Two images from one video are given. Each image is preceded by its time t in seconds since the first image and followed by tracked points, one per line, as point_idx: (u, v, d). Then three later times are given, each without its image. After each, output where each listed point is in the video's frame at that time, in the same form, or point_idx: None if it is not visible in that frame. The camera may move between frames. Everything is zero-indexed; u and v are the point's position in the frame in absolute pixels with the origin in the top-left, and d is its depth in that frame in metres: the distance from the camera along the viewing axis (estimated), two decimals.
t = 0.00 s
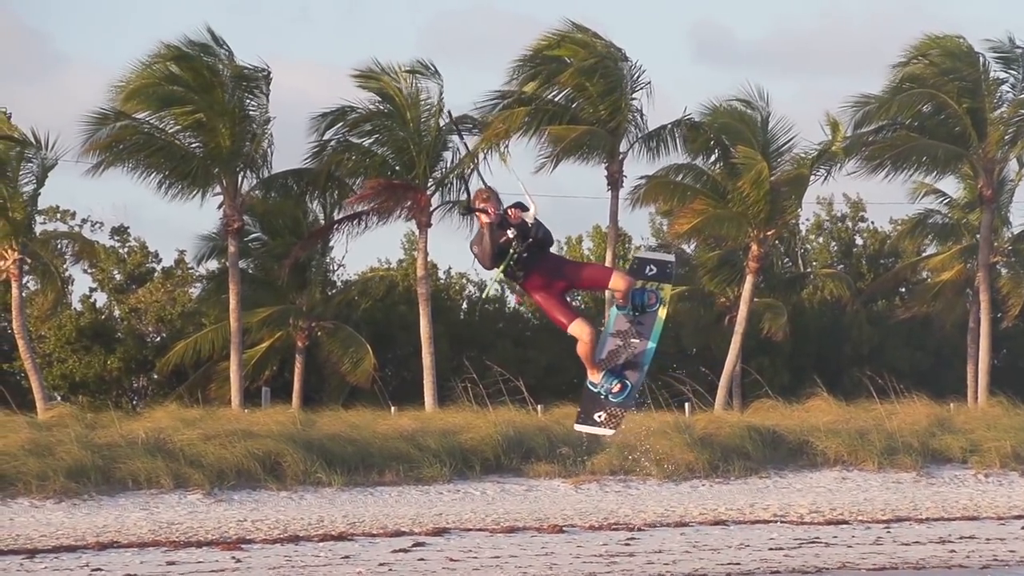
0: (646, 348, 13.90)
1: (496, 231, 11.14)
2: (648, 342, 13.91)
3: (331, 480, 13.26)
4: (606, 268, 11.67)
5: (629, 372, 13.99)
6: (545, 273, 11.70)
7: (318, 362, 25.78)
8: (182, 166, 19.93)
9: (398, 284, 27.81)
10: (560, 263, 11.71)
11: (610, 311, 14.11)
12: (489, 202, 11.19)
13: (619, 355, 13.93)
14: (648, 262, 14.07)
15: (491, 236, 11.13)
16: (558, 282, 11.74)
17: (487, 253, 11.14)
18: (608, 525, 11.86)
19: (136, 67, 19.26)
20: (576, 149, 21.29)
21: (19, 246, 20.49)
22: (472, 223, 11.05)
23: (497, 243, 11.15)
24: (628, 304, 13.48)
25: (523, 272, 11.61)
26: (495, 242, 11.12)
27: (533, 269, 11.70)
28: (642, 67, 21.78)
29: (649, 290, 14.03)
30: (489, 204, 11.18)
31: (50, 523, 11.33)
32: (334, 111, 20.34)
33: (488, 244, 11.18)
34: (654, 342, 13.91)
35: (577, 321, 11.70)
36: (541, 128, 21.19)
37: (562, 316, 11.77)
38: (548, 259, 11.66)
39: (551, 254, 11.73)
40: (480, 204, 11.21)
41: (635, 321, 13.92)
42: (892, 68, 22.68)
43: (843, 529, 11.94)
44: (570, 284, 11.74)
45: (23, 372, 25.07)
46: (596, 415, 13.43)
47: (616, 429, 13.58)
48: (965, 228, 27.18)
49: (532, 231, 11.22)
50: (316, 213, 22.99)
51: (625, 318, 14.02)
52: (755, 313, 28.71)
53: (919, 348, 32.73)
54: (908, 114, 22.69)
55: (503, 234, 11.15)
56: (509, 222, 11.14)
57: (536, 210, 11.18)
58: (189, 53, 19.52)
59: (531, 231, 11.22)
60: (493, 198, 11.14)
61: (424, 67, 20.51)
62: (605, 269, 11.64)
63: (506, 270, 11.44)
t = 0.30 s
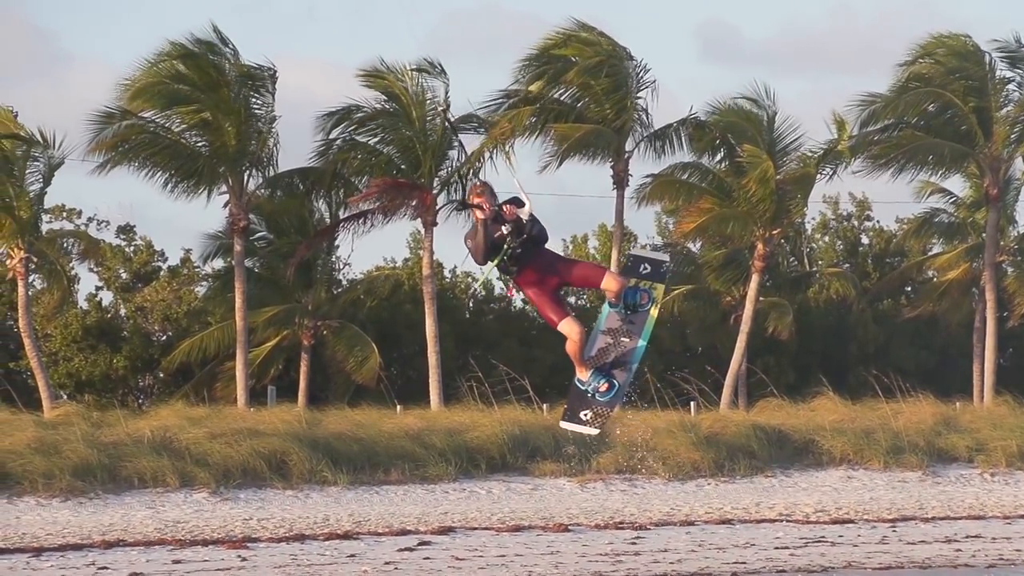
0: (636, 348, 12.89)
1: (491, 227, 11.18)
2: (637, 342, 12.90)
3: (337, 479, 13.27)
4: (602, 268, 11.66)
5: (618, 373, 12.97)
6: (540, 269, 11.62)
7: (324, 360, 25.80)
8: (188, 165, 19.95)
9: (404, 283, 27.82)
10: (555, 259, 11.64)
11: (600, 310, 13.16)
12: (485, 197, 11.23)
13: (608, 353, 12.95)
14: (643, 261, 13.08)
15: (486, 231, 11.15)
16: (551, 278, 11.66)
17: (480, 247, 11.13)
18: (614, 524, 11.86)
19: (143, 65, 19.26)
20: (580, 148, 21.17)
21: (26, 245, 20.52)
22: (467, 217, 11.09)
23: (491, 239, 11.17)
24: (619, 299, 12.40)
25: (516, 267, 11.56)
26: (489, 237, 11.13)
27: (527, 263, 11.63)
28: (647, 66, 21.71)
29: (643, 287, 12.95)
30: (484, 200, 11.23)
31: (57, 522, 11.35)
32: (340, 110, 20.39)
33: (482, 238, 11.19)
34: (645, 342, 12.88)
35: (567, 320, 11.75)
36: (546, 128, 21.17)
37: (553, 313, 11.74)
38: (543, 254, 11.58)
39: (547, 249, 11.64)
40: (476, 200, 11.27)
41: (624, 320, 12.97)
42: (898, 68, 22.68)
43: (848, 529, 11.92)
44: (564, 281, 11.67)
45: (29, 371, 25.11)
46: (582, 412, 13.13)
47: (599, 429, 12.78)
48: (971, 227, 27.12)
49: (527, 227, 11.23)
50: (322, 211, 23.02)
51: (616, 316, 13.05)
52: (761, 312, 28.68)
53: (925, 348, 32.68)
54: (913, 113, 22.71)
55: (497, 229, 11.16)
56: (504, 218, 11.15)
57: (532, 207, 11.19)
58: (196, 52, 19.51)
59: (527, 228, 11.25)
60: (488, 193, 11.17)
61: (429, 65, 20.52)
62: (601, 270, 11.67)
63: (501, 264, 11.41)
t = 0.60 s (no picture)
0: (625, 349, 12.96)
1: (485, 221, 11.21)
2: (628, 343, 12.97)
3: (344, 478, 13.28)
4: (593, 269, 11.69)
5: (605, 373, 13.02)
6: (531, 265, 11.65)
7: (331, 358, 25.79)
8: (196, 163, 19.91)
9: (411, 282, 27.80)
10: (547, 257, 11.69)
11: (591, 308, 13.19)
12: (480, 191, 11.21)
13: (596, 352, 12.99)
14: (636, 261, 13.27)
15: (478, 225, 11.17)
16: (543, 275, 11.68)
17: (472, 241, 11.17)
18: (621, 523, 11.84)
19: (151, 63, 19.30)
20: (588, 145, 21.06)
21: (34, 243, 20.54)
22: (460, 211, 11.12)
23: (484, 233, 11.19)
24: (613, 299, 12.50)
25: (509, 261, 11.62)
26: (482, 232, 11.15)
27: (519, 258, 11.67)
28: (655, 64, 21.71)
29: (637, 288, 13.11)
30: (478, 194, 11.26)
31: (65, 520, 11.36)
32: (348, 108, 20.39)
33: (474, 232, 11.22)
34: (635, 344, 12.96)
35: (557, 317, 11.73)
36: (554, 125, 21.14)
37: (542, 310, 11.78)
38: (535, 251, 11.63)
39: (539, 246, 11.70)
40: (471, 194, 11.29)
41: (615, 320, 13.03)
42: (906, 67, 22.72)
43: (856, 528, 11.89)
44: (555, 279, 11.71)
45: (37, 369, 25.12)
46: (566, 411, 13.18)
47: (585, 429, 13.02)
48: (979, 225, 27.05)
49: (521, 224, 11.29)
50: (330, 210, 23.03)
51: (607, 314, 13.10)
52: (768, 311, 28.62)
53: (933, 347, 32.60)
54: (923, 112, 22.56)
55: (491, 224, 11.21)
56: (498, 214, 11.17)
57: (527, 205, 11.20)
58: (204, 50, 19.55)
59: (521, 225, 11.30)
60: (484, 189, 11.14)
61: (438, 64, 20.52)
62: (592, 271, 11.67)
63: (493, 257, 11.50)
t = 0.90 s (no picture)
0: (616, 350, 12.69)
1: (481, 218, 11.11)
2: (619, 344, 12.68)
3: (352, 477, 13.28)
4: (588, 271, 11.55)
5: (595, 374, 12.75)
6: (527, 262, 11.52)
7: (339, 357, 25.79)
8: (204, 162, 19.95)
9: (419, 281, 27.80)
10: (544, 255, 11.56)
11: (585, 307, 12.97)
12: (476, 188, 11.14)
13: (587, 352, 12.76)
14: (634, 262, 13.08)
15: (474, 222, 11.09)
16: (537, 273, 11.55)
17: (468, 237, 11.06)
18: (629, 522, 11.82)
19: (160, 62, 19.34)
20: (595, 144, 21.07)
21: (42, 242, 20.51)
22: (457, 207, 11.00)
23: (479, 229, 11.11)
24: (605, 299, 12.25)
25: (504, 257, 11.48)
26: (478, 229, 11.05)
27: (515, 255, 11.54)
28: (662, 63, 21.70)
29: (632, 289, 12.87)
30: (475, 190, 11.16)
31: (73, 519, 11.37)
32: (355, 108, 20.40)
33: (470, 228, 11.11)
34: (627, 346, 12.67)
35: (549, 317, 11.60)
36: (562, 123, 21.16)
37: (535, 308, 11.66)
38: (532, 248, 11.50)
39: (536, 243, 11.56)
40: (467, 190, 11.20)
41: (607, 320, 12.78)
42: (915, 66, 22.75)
43: (864, 527, 11.86)
44: (550, 278, 11.57)
45: (46, 368, 25.17)
46: (554, 410, 12.89)
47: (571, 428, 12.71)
48: (987, 224, 26.96)
49: (517, 222, 11.20)
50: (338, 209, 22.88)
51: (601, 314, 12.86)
52: (776, 310, 28.56)
53: (941, 346, 32.52)
54: (931, 112, 22.49)
55: (487, 220, 11.12)
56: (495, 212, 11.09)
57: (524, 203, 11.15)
58: (212, 49, 19.58)
59: (518, 223, 11.23)
60: (481, 185, 11.07)
61: (446, 64, 20.51)
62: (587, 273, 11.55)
63: (488, 253, 11.36)
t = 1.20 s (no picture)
0: (606, 352, 13.07)
1: (477, 216, 11.19)
2: (609, 346, 13.08)
3: (361, 475, 13.28)
4: (582, 274, 11.57)
5: (584, 374, 13.09)
6: (522, 261, 11.62)
7: (348, 355, 25.79)
8: (213, 160, 19.96)
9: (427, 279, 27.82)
10: (540, 254, 11.64)
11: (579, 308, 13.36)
12: (474, 186, 11.21)
13: (578, 352, 13.09)
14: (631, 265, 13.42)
15: (470, 220, 11.19)
16: (531, 271, 11.64)
17: (464, 235, 11.18)
18: (637, 521, 11.80)
19: (169, 60, 19.37)
20: (602, 143, 21.03)
21: (52, 242, 20.50)
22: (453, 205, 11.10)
23: (474, 227, 11.20)
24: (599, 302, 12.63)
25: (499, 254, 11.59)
26: (472, 227, 11.15)
27: (511, 252, 11.62)
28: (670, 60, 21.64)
29: (626, 292, 13.25)
30: (472, 188, 11.22)
31: (83, 517, 11.38)
32: (363, 106, 20.40)
33: (466, 225, 11.22)
34: (617, 348, 13.08)
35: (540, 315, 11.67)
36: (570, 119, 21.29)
37: (527, 306, 11.74)
38: (528, 247, 11.59)
39: (533, 242, 11.64)
40: (464, 187, 11.25)
41: (599, 322, 13.17)
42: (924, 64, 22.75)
43: (873, 526, 11.82)
44: (544, 278, 11.66)
45: (55, 367, 25.21)
46: (542, 409, 13.24)
47: (557, 428, 13.02)
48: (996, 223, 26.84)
49: (514, 221, 11.28)
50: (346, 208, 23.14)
51: (595, 316, 13.26)
52: (785, 308, 28.50)
53: (950, 344, 32.43)
54: (941, 110, 22.39)
55: (484, 218, 11.17)
56: (490, 211, 11.13)
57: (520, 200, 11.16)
58: (221, 47, 19.56)
59: (514, 222, 11.32)
60: (478, 184, 11.14)
61: (455, 63, 20.52)
62: (581, 274, 11.56)
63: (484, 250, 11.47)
